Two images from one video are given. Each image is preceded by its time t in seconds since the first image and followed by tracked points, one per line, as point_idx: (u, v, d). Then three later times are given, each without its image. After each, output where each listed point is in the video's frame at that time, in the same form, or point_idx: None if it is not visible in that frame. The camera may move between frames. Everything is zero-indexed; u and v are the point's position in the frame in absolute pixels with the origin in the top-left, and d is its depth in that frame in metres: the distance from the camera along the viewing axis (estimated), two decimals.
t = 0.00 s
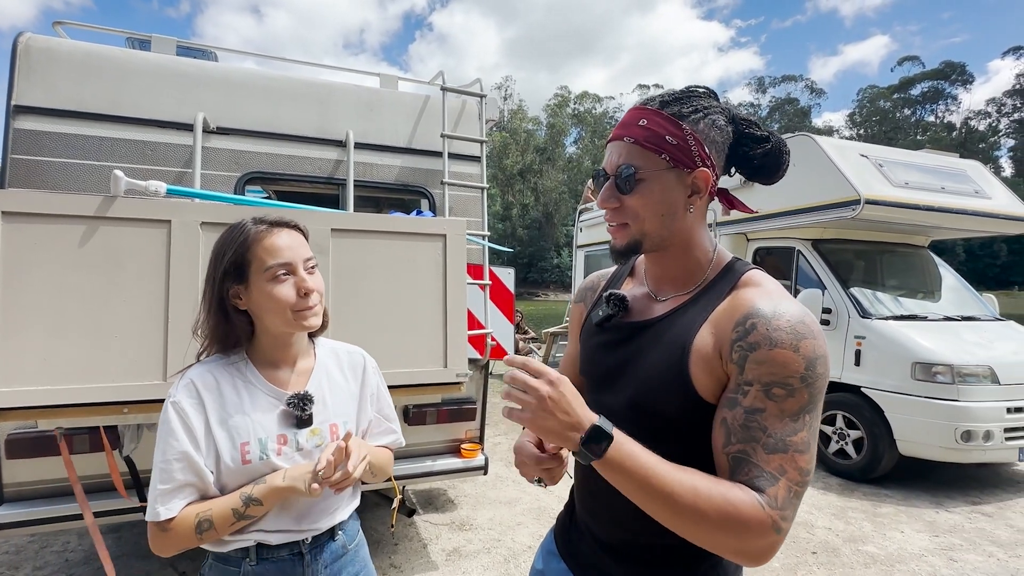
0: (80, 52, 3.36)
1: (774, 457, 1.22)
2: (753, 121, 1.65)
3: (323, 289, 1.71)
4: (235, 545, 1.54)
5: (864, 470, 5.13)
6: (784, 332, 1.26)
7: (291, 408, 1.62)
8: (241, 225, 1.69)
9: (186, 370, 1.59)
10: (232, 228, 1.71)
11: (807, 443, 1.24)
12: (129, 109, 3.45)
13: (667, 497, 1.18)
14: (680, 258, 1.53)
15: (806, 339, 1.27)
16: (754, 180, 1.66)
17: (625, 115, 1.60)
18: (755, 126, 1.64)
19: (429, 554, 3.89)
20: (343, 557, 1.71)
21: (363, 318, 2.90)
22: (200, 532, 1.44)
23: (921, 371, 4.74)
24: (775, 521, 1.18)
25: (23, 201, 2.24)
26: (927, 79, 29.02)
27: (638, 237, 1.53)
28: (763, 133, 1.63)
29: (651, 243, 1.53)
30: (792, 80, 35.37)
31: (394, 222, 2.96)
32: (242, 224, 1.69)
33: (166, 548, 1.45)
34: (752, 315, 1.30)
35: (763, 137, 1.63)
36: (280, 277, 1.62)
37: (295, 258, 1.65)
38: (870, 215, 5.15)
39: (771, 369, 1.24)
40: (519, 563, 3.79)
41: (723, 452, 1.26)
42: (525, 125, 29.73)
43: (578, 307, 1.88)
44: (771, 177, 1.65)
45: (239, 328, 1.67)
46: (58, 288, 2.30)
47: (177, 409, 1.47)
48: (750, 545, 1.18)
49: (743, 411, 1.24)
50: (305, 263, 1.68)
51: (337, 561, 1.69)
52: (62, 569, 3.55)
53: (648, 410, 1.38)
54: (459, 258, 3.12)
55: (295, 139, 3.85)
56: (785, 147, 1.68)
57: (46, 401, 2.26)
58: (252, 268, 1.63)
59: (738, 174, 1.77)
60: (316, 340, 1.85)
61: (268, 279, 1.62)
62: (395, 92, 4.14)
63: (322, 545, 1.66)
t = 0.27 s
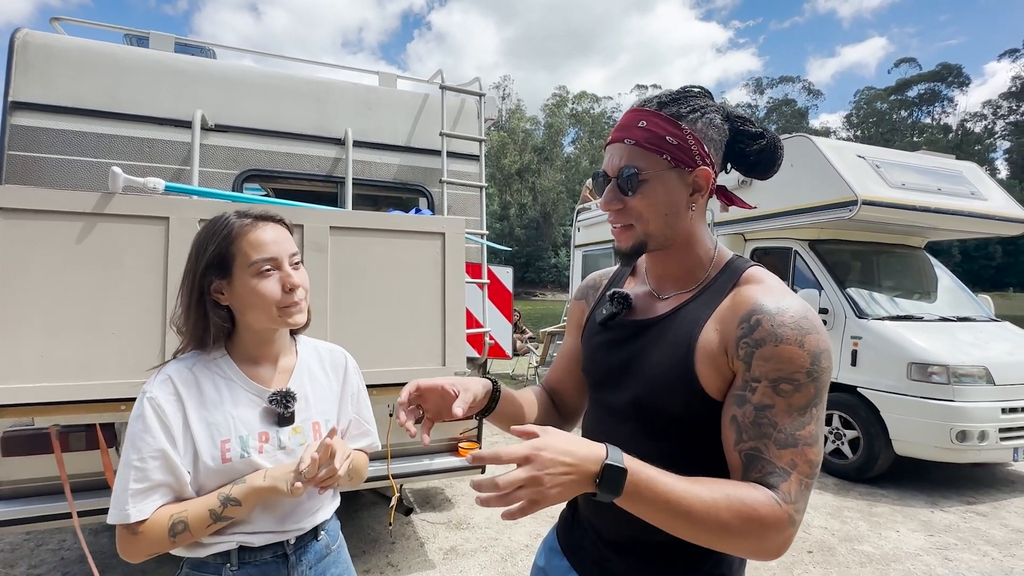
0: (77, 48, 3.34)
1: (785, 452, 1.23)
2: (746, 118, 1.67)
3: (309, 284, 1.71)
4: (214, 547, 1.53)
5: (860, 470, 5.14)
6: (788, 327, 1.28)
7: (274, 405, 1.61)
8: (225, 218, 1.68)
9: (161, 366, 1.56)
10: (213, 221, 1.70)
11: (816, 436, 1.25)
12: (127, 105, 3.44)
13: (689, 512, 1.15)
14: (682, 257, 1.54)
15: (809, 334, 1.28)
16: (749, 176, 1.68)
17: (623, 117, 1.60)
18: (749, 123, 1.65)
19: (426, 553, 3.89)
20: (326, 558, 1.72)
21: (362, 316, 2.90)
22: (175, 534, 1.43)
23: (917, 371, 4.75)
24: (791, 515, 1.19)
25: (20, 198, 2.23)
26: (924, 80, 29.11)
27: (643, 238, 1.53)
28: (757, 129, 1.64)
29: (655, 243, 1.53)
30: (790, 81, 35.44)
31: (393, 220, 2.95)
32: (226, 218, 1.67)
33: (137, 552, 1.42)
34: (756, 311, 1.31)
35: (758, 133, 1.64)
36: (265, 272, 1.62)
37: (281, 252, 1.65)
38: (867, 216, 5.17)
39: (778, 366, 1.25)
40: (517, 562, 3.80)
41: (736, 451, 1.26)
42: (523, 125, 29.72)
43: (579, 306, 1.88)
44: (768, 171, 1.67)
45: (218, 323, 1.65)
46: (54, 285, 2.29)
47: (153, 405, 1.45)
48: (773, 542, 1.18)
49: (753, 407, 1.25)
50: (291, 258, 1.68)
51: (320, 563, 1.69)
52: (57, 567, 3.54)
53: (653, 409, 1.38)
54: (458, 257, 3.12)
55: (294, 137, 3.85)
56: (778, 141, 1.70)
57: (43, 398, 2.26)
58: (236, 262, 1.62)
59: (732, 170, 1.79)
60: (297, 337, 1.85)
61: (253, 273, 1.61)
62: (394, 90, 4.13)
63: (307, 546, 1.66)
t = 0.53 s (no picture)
0: (77, 45, 3.34)
1: (783, 444, 1.24)
2: (747, 119, 1.67)
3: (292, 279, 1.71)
4: (190, 552, 1.50)
5: (857, 469, 5.16)
6: (789, 323, 1.30)
7: (256, 402, 1.61)
8: (207, 211, 1.67)
9: (134, 364, 1.52)
10: (195, 213, 1.69)
11: (811, 430, 1.28)
12: (127, 103, 3.44)
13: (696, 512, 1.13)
14: (684, 257, 1.54)
15: (809, 332, 1.31)
16: (747, 177, 1.69)
17: (626, 116, 1.61)
18: (749, 124, 1.66)
19: (425, 551, 3.90)
20: (306, 560, 1.73)
21: (361, 314, 2.90)
22: (149, 538, 1.40)
23: (914, 371, 4.77)
24: (788, 506, 1.20)
25: (19, 194, 2.23)
26: (922, 82, 29.18)
27: (647, 238, 1.53)
28: (757, 131, 1.65)
29: (658, 243, 1.53)
30: (788, 82, 35.49)
31: (393, 218, 2.96)
32: (208, 211, 1.67)
33: (107, 557, 1.38)
34: (757, 308, 1.33)
35: (757, 135, 1.65)
36: (249, 266, 1.61)
37: (265, 246, 1.65)
38: (865, 216, 5.18)
39: (779, 360, 1.27)
40: (514, 560, 3.81)
41: (735, 441, 1.26)
42: (522, 124, 29.72)
43: (577, 306, 1.88)
44: (767, 172, 1.68)
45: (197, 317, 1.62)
46: (53, 282, 2.29)
47: (128, 404, 1.41)
48: (770, 540, 1.18)
49: (752, 399, 1.26)
50: (275, 253, 1.68)
51: (300, 566, 1.70)
52: (55, 565, 3.53)
53: (655, 406, 1.39)
54: (457, 255, 3.13)
55: (294, 135, 3.85)
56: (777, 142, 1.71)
57: (42, 394, 2.26)
58: (218, 255, 1.61)
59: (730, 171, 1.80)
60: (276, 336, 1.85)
61: (237, 267, 1.60)
62: (393, 89, 4.14)
63: (287, 548, 1.66)
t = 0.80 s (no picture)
0: (77, 43, 3.33)
1: (772, 435, 1.23)
2: (745, 119, 1.68)
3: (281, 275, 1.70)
4: (172, 555, 1.48)
5: (855, 469, 5.17)
6: (784, 321, 1.31)
7: (240, 402, 1.58)
8: (194, 203, 1.64)
9: (112, 362, 1.49)
10: (179, 206, 1.65)
11: (801, 426, 1.28)
12: (126, 100, 3.43)
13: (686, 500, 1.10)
14: (683, 255, 1.55)
15: (804, 329, 1.32)
16: (745, 177, 1.69)
17: (627, 114, 1.60)
18: (748, 124, 1.66)
19: (423, 550, 3.90)
20: (290, 564, 1.70)
21: (360, 312, 2.90)
22: (125, 541, 1.38)
23: (912, 371, 4.78)
24: (774, 497, 1.18)
25: (18, 191, 2.22)
26: (921, 83, 29.22)
27: (647, 236, 1.54)
28: (755, 130, 1.66)
29: (658, 242, 1.53)
30: (788, 82, 35.53)
31: (393, 217, 2.96)
32: (196, 203, 1.64)
33: (82, 561, 1.36)
34: (752, 304, 1.34)
35: (755, 134, 1.66)
36: (237, 261, 1.60)
37: (254, 242, 1.64)
38: (863, 217, 5.19)
39: (771, 354, 1.27)
40: (513, 559, 3.81)
41: (723, 430, 1.25)
42: (521, 124, 29.70)
43: (577, 303, 1.89)
44: (765, 172, 1.69)
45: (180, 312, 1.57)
46: (52, 279, 2.29)
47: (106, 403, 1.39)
48: (753, 538, 1.16)
49: (742, 390, 1.26)
50: (264, 249, 1.67)
51: (283, 570, 1.67)
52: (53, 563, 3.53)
53: (653, 404, 1.39)
54: (457, 254, 3.13)
55: (294, 134, 3.85)
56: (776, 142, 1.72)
57: (41, 392, 2.26)
58: (206, 250, 1.59)
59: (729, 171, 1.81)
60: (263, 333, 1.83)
61: (226, 262, 1.59)
62: (394, 88, 4.14)
63: (271, 552, 1.64)
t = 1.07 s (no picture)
0: (77, 42, 3.34)
1: (762, 436, 1.24)
2: (736, 118, 1.69)
3: (275, 275, 1.70)
4: (165, 556, 1.48)
5: (853, 470, 5.18)
6: (773, 322, 1.31)
7: (232, 403, 1.58)
8: (188, 202, 1.63)
9: (106, 363, 1.50)
10: (174, 204, 1.65)
11: (791, 426, 1.27)
12: (125, 99, 3.44)
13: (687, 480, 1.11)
14: (677, 257, 1.55)
15: (793, 330, 1.32)
16: (738, 176, 1.71)
17: (621, 116, 1.61)
18: (738, 123, 1.68)
19: (422, 550, 3.90)
20: (286, 567, 1.68)
21: (360, 312, 2.91)
22: (116, 543, 1.38)
23: (910, 372, 4.80)
24: (766, 497, 1.18)
25: (18, 191, 2.22)
26: (920, 84, 29.26)
27: (641, 238, 1.54)
28: (746, 129, 1.67)
29: (652, 244, 1.54)
30: (787, 83, 35.57)
31: (393, 217, 2.97)
32: (191, 202, 1.64)
33: (73, 562, 1.36)
34: (741, 305, 1.34)
35: (746, 133, 1.67)
36: (232, 261, 1.60)
37: (249, 242, 1.64)
38: (861, 218, 5.21)
39: (760, 355, 1.28)
40: (511, 559, 3.81)
41: (714, 431, 1.25)
42: (521, 124, 29.70)
43: (575, 304, 1.90)
44: (758, 170, 1.70)
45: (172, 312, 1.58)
46: (51, 278, 2.29)
47: (97, 405, 1.39)
48: (745, 533, 1.16)
49: (731, 391, 1.27)
50: (259, 249, 1.67)
51: (279, 572, 1.66)
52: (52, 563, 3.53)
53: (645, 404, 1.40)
54: (456, 254, 3.14)
55: (294, 134, 3.85)
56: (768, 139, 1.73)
57: (41, 391, 2.26)
58: (201, 250, 1.59)
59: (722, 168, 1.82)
60: (259, 332, 1.83)
61: (220, 262, 1.59)
62: (394, 88, 4.14)
63: (266, 554, 1.63)
